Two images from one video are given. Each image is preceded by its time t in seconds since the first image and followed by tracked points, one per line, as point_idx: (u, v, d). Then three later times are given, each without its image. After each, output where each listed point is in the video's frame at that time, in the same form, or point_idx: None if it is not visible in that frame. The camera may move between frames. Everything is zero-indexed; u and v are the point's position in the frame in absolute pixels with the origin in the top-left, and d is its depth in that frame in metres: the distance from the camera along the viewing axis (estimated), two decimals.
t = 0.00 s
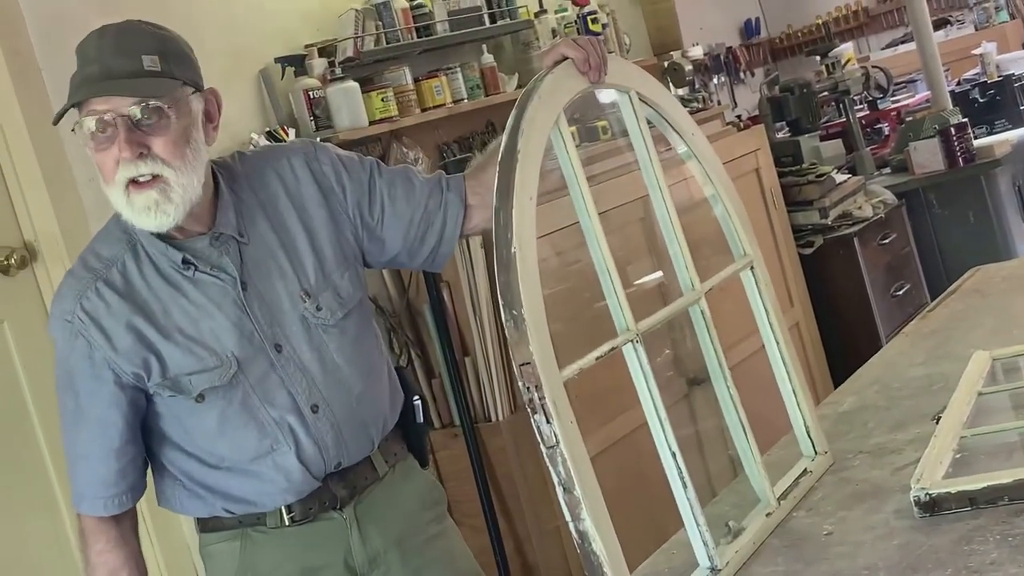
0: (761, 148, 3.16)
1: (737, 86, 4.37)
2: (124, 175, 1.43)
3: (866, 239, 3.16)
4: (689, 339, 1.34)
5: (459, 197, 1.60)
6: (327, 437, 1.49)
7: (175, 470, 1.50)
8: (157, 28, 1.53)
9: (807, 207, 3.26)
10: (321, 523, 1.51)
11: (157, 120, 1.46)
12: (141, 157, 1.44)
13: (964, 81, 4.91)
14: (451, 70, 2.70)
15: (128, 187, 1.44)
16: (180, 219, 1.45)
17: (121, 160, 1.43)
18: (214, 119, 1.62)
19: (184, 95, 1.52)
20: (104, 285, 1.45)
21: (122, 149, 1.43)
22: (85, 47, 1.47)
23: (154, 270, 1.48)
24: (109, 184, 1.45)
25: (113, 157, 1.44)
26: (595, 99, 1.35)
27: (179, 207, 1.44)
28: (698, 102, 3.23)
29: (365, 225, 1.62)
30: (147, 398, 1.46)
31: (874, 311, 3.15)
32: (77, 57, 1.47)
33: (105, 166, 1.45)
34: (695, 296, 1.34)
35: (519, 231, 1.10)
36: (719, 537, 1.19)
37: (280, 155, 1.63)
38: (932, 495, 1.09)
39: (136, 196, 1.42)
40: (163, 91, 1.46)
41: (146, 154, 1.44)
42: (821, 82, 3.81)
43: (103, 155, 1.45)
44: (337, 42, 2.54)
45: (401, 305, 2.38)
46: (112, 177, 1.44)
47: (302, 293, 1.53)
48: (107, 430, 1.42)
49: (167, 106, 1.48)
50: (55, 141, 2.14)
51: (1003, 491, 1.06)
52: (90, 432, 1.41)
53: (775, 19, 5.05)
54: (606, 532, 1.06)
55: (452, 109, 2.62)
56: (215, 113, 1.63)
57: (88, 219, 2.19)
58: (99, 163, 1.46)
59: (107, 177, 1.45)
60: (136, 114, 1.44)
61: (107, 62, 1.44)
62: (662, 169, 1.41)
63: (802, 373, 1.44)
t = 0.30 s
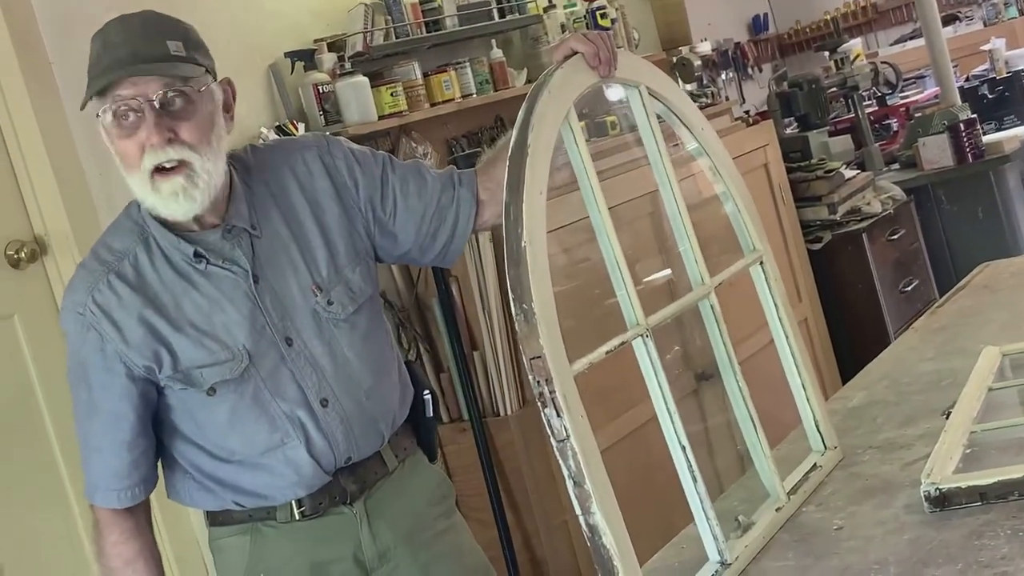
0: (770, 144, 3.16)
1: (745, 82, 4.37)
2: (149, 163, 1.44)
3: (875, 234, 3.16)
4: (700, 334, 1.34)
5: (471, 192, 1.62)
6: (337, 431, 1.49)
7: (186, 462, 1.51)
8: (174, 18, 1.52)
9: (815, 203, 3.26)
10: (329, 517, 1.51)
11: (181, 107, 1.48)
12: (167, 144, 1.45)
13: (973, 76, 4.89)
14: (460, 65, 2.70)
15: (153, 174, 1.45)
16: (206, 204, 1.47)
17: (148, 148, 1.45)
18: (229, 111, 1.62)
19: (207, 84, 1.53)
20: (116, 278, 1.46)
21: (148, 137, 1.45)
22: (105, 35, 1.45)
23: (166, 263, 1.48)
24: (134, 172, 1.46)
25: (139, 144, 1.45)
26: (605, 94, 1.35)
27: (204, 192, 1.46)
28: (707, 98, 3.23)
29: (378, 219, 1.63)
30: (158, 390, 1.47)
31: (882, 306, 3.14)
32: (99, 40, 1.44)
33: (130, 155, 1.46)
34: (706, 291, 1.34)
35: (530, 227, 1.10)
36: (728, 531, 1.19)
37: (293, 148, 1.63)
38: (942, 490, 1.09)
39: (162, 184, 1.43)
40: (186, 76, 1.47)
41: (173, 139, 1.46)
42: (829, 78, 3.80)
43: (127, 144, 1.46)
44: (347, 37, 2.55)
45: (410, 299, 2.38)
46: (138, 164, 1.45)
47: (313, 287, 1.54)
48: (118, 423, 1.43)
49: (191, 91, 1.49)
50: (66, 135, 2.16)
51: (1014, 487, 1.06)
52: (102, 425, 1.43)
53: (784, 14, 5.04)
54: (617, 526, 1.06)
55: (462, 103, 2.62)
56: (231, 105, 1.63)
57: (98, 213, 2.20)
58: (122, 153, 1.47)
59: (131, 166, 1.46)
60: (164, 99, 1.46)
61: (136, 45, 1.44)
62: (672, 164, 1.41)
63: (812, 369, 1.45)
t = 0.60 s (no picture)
0: (776, 139, 3.16)
1: (751, 77, 4.36)
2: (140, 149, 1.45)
3: (881, 230, 3.15)
4: (707, 330, 1.34)
5: (482, 195, 1.61)
6: (333, 428, 1.49)
7: (184, 454, 1.51)
8: (183, 10, 1.54)
9: (821, 197, 3.25)
10: (329, 518, 1.51)
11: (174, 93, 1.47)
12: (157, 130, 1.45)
13: (980, 71, 4.88)
14: (466, 60, 2.71)
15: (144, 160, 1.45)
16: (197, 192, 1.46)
17: (138, 133, 1.45)
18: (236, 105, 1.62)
19: (206, 73, 1.53)
20: (121, 265, 1.47)
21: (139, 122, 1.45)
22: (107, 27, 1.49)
23: (170, 253, 1.49)
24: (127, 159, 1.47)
25: (130, 130, 1.46)
26: (612, 88, 1.35)
27: (194, 180, 1.45)
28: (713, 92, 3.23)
29: (384, 218, 1.63)
30: (158, 379, 1.48)
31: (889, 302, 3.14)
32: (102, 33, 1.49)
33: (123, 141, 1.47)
34: (713, 286, 1.34)
35: (538, 221, 1.10)
36: (734, 527, 1.20)
37: (304, 146, 1.64)
38: (948, 486, 1.09)
39: (152, 171, 1.45)
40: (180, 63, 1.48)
41: (162, 126, 1.46)
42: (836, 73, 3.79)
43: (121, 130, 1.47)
44: (353, 32, 2.55)
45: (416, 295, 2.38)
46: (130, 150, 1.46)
47: (316, 282, 1.53)
48: (117, 410, 1.43)
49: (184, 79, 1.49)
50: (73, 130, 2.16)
51: (1021, 482, 1.06)
52: (101, 411, 1.43)
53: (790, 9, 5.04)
54: (624, 522, 1.06)
55: (468, 98, 2.62)
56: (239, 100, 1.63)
57: (104, 208, 2.21)
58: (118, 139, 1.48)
59: (125, 152, 1.47)
60: (152, 86, 1.45)
61: (131, 38, 1.46)
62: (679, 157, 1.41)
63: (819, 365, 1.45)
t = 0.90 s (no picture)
0: (781, 134, 3.15)
1: (755, 72, 4.36)
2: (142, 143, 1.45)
3: (886, 225, 3.15)
4: (709, 326, 1.34)
5: (486, 193, 1.61)
6: (333, 422, 1.49)
7: (185, 449, 1.52)
8: (188, 7, 1.54)
9: (825, 193, 3.26)
10: (329, 517, 1.51)
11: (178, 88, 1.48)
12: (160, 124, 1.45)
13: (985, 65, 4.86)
14: (469, 56, 2.70)
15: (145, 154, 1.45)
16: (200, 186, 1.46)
17: (140, 128, 1.45)
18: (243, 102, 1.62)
19: (210, 69, 1.53)
20: (123, 258, 1.47)
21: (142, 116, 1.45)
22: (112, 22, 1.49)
23: (172, 246, 1.49)
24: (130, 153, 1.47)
25: (133, 125, 1.45)
26: (614, 84, 1.35)
27: (196, 175, 1.45)
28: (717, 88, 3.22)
29: (388, 215, 1.62)
30: (159, 373, 1.48)
31: (893, 298, 3.13)
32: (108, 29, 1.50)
33: (126, 135, 1.47)
34: (715, 283, 1.34)
35: (540, 218, 1.10)
36: (738, 524, 1.20)
37: (310, 143, 1.64)
38: (952, 483, 1.09)
39: (154, 164, 1.44)
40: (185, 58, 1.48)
41: (164, 120, 1.46)
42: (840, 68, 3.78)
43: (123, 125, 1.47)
44: (356, 28, 2.55)
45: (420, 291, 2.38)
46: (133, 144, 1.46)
47: (318, 277, 1.53)
48: (118, 403, 1.44)
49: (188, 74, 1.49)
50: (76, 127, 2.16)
51: None
52: (102, 403, 1.44)
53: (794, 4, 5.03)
54: (626, 519, 1.06)
55: (471, 94, 2.61)
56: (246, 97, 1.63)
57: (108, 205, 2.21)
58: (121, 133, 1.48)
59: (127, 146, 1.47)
60: (155, 81, 1.46)
61: (135, 33, 1.47)
62: (680, 153, 1.41)
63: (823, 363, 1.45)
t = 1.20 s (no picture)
0: (784, 132, 3.15)
1: (760, 70, 4.35)
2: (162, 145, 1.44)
3: (890, 223, 3.15)
4: (714, 324, 1.34)
5: (491, 189, 1.61)
6: (337, 417, 1.49)
7: (190, 446, 1.52)
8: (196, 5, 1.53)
9: (830, 190, 3.27)
10: (337, 514, 1.51)
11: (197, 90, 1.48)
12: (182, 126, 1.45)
13: (989, 63, 4.85)
14: (473, 54, 2.71)
15: (165, 155, 1.44)
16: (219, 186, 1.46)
17: (162, 130, 1.45)
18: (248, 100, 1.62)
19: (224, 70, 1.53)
20: (128, 255, 1.47)
21: (163, 118, 1.45)
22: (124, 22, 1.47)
23: (177, 243, 1.49)
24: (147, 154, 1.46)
25: (153, 127, 1.45)
26: (619, 82, 1.35)
27: (216, 175, 1.45)
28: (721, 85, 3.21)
29: (392, 212, 1.62)
30: (163, 368, 1.49)
31: (898, 295, 3.13)
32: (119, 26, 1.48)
33: (143, 136, 1.46)
34: (718, 280, 1.34)
35: (544, 216, 1.10)
36: (741, 522, 1.19)
37: (314, 139, 1.64)
38: (955, 481, 1.09)
39: (174, 165, 1.44)
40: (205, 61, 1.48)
41: (186, 122, 1.46)
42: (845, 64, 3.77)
43: (141, 126, 1.46)
44: (360, 27, 2.56)
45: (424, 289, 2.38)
46: (151, 145, 1.45)
47: (323, 273, 1.54)
48: (122, 399, 1.44)
49: (206, 75, 1.49)
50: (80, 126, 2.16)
51: None
52: (107, 399, 1.44)
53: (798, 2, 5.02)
54: (628, 517, 1.06)
55: (474, 92, 2.62)
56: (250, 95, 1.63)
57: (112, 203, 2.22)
58: (136, 134, 1.47)
59: (144, 147, 1.46)
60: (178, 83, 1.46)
61: (152, 32, 1.45)
62: (684, 151, 1.41)
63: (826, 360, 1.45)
